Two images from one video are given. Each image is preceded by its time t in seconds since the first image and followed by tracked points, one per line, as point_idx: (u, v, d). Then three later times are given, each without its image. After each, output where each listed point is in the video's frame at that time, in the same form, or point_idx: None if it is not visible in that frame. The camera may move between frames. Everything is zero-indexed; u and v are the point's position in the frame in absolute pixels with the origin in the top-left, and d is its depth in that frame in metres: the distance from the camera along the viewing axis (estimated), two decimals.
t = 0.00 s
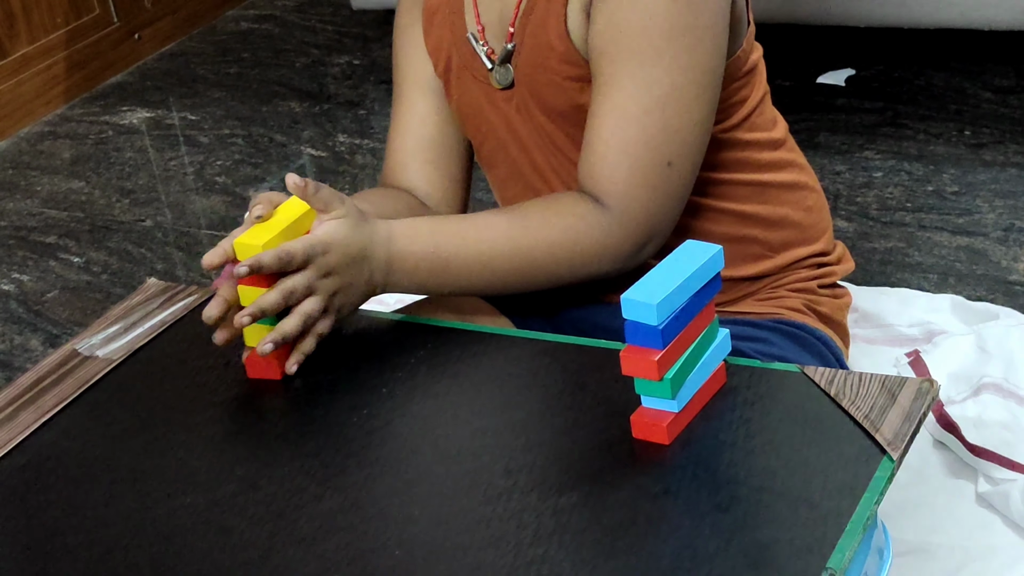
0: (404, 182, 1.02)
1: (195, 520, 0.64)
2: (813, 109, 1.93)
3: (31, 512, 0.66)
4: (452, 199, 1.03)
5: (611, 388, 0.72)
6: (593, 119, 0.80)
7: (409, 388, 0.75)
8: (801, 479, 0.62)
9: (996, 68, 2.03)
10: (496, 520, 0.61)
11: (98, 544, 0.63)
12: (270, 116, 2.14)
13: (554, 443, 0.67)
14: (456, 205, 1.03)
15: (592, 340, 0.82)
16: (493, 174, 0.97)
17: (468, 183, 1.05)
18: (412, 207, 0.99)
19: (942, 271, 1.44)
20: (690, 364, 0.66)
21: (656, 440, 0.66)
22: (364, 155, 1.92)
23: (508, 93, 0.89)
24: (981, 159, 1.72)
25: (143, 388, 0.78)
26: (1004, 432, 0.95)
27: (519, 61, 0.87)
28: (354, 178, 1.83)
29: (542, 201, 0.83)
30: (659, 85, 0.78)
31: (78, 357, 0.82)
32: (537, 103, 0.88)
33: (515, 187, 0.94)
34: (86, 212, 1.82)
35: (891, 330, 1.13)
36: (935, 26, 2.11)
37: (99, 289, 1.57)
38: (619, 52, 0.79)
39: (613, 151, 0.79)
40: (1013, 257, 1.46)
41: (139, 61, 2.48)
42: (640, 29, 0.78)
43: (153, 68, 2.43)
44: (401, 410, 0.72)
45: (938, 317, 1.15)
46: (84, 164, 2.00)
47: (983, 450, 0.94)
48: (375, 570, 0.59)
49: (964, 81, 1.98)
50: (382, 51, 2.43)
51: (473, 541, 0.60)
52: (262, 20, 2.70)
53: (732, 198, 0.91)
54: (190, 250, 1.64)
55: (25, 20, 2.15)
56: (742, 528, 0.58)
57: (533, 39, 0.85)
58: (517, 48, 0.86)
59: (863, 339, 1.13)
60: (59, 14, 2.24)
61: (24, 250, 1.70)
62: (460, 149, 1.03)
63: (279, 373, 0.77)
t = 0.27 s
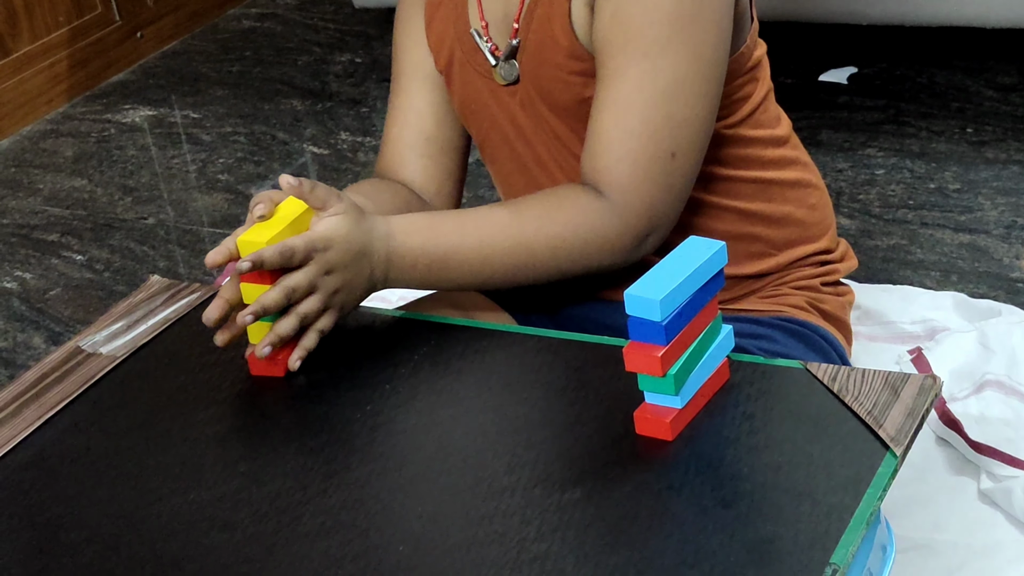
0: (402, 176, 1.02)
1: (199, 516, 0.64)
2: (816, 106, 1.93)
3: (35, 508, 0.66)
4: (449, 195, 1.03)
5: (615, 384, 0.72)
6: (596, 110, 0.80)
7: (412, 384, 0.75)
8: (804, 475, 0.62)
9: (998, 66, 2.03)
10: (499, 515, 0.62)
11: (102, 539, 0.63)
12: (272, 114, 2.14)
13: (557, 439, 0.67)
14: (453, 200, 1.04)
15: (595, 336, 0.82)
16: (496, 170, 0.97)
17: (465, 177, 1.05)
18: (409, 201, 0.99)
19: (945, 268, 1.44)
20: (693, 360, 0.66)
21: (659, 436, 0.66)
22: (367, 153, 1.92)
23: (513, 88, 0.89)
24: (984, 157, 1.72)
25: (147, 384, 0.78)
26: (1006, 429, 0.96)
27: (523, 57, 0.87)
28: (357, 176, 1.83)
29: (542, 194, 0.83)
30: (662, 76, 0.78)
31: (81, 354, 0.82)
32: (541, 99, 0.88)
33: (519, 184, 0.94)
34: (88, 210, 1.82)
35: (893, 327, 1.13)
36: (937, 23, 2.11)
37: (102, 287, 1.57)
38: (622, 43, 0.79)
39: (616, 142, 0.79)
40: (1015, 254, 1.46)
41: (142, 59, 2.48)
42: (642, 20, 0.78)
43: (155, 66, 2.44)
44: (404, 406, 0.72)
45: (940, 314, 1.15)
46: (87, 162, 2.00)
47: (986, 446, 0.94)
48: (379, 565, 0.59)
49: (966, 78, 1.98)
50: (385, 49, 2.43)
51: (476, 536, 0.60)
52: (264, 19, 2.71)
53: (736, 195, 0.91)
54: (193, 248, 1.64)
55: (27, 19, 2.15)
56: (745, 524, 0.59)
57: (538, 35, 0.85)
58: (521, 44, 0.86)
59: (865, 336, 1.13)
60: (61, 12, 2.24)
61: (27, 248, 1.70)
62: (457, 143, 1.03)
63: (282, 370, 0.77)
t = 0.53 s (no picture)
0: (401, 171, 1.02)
1: (200, 515, 0.64)
2: (817, 106, 1.93)
3: (37, 507, 0.66)
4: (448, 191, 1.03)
5: (616, 383, 0.72)
6: (600, 105, 0.80)
7: (414, 382, 0.75)
8: (806, 473, 0.62)
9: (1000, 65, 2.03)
10: (501, 514, 0.62)
11: (104, 538, 0.63)
12: (274, 114, 2.14)
13: (559, 438, 0.67)
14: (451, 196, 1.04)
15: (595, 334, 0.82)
16: (499, 167, 0.97)
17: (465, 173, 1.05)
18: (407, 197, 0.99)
19: (946, 267, 1.44)
20: (695, 358, 0.66)
21: (661, 434, 0.66)
22: (368, 152, 1.92)
23: (516, 87, 0.89)
24: (985, 156, 1.72)
25: (148, 383, 0.78)
26: (1007, 429, 0.96)
27: (527, 55, 0.87)
28: (358, 175, 1.83)
29: (546, 189, 0.83)
30: (667, 68, 0.78)
31: (83, 353, 0.82)
32: (546, 96, 0.88)
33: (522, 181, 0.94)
34: (89, 210, 1.82)
35: (895, 326, 1.13)
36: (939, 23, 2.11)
37: (103, 287, 1.57)
38: (626, 37, 0.79)
39: (619, 136, 0.79)
40: (1016, 253, 1.46)
41: (143, 58, 2.48)
42: (645, 14, 0.78)
43: (156, 66, 2.44)
44: (405, 405, 0.72)
45: (941, 313, 1.15)
46: (88, 161, 2.00)
47: (987, 446, 0.94)
48: (380, 563, 0.59)
49: (968, 78, 1.98)
50: (386, 49, 2.43)
51: (478, 535, 0.60)
52: (265, 18, 2.71)
53: (740, 194, 0.91)
54: (194, 248, 1.64)
55: (29, 18, 2.15)
56: (747, 522, 0.59)
57: (543, 33, 0.85)
58: (526, 42, 0.86)
59: (867, 335, 1.12)
60: (63, 12, 2.24)
61: (28, 248, 1.70)
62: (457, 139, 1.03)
63: (281, 370, 0.77)
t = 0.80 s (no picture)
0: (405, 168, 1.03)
1: (200, 515, 0.64)
2: (817, 106, 1.93)
3: (36, 507, 0.66)
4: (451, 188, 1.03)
5: (616, 384, 0.72)
6: (602, 105, 0.80)
7: (414, 382, 0.75)
8: (806, 474, 0.62)
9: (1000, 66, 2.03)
10: (500, 514, 0.62)
11: (103, 539, 0.63)
12: (274, 114, 2.14)
13: (558, 438, 0.67)
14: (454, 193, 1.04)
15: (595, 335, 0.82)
16: (499, 167, 0.97)
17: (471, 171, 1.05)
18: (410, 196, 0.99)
19: (945, 268, 1.44)
20: (694, 359, 0.66)
21: (661, 435, 0.66)
22: (368, 153, 1.92)
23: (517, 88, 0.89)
24: (985, 157, 1.72)
25: (148, 384, 0.78)
26: (1007, 429, 0.96)
27: (529, 55, 0.87)
28: (358, 176, 1.83)
29: (550, 190, 0.84)
30: (670, 68, 0.78)
31: (83, 353, 0.82)
32: (548, 98, 0.88)
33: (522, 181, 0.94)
34: (90, 210, 1.82)
35: (895, 327, 1.13)
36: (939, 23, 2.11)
37: (103, 287, 1.57)
38: (628, 38, 0.79)
39: (622, 136, 0.79)
40: (1016, 254, 1.46)
41: (143, 59, 2.48)
42: (648, 15, 0.78)
43: (156, 66, 2.44)
44: (405, 406, 0.72)
45: (941, 314, 1.15)
46: (88, 162, 2.00)
47: (986, 446, 0.94)
48: (379, 564, 0.59)
49: (968, 78, 1.98)
50: (387, 49, 2.44)
51: (477, 536, 0.60)
52: (265, 18, 2.71)
53: (740, 196, 0.91)
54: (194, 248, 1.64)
55: (30, 18, 2.16)
56: (745, 523, 0.59)
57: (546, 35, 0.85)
58: (528, 44, 0.87)
59: (867, 336, 1.12)
60: (64, 12, 2.25)
61: (28, 248, 1.70)
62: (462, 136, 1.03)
63: (277, 371, 0.77)
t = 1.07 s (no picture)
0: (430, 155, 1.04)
1: (201, 514, 0.64)
2: (816, 106, 1.93)
3: (37, 506, 0.66)
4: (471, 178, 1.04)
5: (616, 383, 0.72)
6: (682, 108, 0.83)
7: (414, 382, 0.75)
8: (806, 473, 0.62)
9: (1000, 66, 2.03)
10: (501, 513, 0.62)
11: (104, 537, 0.63)
12: (274, 114, 2.14)
13: (558, 438, 0.67)
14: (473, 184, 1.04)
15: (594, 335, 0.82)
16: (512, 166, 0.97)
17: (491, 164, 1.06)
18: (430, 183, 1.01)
19: (945, 268, 1.44)
20: (694, 359, 0.67)
21: (661, 435, 0.66)
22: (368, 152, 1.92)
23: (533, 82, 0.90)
24: (984, 156, 1.72)
25: (149, 383, 0.78)
26: (1006, 428, 0.96)
27: (553, 49, 0.89)
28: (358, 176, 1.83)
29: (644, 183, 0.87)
30: (744, 70, 0.81)
31: (83, 352, 0.82)
32: (573, 95, 0.89)
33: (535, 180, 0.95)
34: (90, 210, 1.82)
35: (895, 326, 1.13)
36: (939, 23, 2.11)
37: (103, 287, 1.57)
38: (689, 45, 0.81)
39: (708, 135, 0.82)
40: (1016, 253, 1.46)
41: (143, 59, 2.48)
42: (716, 24, 0.80)
43: (156, 66, 2.44)
44: (405, 405, 0.72)
45: (941, 313, 1.15)
46: (88, 162, 2.00)
47: (986, 446, 0.94)
48: (380, 563, 0.59)
49: (967, 78, 1.98)
50: (387, 49, 2.44)
51: (477, 535, 0.60)
52: (265, 19, 2.71)
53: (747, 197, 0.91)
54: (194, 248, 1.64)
55: (30, 19, 2.16)
56: (745, 522, 0.59)
57: (578, 32, 0.87)
58: (552, 37, 0.89)
59: (867, 335, 1.12)
60: (64, 12, 2.25)
61: (29, 248, 1.70)
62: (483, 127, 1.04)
63: (279, 371, 0.77)
